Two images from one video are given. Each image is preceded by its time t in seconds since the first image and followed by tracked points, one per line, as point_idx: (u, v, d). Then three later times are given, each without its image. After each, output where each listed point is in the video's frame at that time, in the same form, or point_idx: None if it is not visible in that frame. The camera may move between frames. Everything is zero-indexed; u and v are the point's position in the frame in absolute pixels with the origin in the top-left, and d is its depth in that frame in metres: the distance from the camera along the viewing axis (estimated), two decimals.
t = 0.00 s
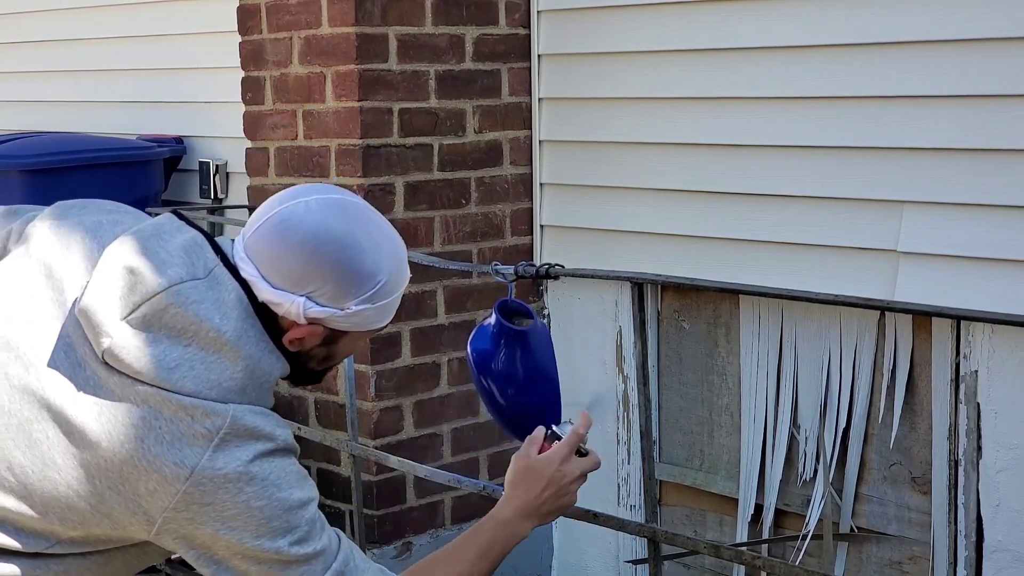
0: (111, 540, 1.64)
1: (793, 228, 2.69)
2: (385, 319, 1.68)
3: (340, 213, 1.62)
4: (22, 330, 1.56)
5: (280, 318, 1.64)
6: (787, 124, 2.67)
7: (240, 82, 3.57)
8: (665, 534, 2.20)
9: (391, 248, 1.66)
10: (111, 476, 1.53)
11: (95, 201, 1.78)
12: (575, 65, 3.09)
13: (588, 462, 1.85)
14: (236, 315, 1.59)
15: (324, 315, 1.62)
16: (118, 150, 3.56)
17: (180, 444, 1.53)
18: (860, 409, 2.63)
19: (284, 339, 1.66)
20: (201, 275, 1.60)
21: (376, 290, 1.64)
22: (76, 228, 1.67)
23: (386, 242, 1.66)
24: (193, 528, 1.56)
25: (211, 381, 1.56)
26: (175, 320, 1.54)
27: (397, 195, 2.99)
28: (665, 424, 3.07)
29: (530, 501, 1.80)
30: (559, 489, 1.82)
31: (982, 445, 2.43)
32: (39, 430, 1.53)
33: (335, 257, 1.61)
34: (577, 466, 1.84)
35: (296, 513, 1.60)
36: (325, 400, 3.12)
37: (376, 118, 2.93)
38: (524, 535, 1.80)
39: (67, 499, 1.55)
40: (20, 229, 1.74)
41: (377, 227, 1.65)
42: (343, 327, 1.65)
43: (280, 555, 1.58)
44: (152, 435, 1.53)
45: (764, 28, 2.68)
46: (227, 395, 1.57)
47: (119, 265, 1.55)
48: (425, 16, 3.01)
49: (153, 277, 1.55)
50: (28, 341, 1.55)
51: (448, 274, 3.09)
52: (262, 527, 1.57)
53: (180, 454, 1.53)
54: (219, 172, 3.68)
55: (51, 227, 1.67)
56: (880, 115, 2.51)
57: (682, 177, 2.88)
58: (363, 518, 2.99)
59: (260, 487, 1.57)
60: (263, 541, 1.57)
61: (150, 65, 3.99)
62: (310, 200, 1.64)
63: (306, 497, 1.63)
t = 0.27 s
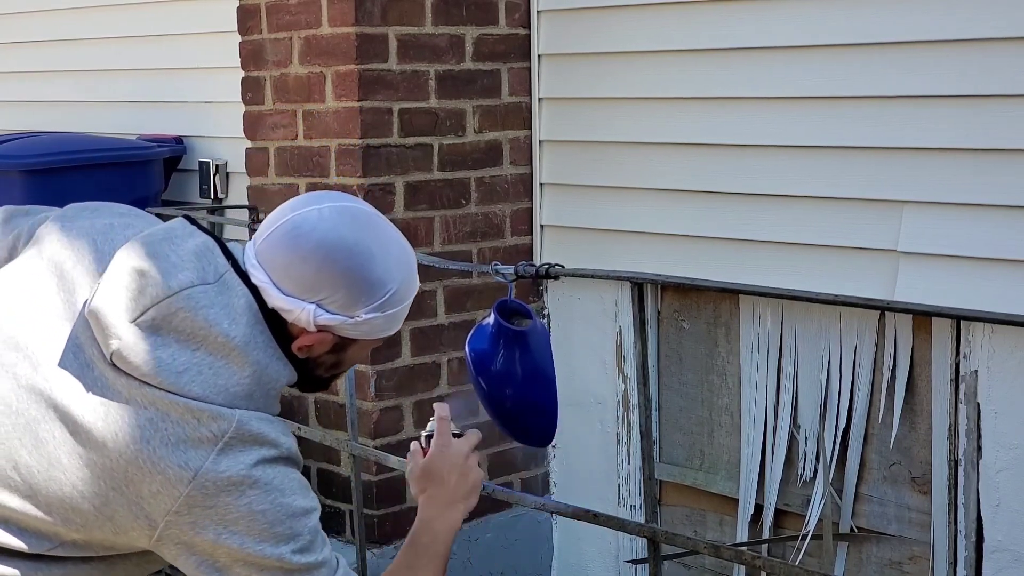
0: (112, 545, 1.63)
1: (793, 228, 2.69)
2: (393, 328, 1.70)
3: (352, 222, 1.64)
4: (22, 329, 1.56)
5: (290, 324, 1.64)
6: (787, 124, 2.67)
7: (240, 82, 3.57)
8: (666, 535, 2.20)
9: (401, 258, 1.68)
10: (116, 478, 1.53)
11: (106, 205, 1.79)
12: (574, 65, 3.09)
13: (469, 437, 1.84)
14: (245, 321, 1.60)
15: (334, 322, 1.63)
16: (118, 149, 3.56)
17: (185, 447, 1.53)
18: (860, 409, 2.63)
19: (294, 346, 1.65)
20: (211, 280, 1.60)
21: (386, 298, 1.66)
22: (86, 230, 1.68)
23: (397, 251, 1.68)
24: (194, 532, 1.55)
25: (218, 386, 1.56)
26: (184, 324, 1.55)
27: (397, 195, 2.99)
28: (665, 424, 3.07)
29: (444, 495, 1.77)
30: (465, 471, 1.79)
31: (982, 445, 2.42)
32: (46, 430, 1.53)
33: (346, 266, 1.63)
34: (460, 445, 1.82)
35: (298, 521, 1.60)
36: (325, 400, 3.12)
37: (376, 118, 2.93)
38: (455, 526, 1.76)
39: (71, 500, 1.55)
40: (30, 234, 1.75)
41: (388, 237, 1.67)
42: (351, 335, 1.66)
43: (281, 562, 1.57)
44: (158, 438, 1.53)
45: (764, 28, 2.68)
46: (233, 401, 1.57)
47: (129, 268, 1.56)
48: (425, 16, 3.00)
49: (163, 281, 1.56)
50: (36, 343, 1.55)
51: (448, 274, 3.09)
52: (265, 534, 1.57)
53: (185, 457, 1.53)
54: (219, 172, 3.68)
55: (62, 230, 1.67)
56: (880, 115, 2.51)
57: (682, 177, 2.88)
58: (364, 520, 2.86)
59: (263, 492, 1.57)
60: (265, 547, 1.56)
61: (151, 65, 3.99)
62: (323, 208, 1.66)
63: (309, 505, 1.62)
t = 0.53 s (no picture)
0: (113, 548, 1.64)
1: (793, 228, 2.69)
2: (396, 339, 1.69)
3: (356, 233, 1.63)
4: (23, 329, 1.56)
5: (292, 335, 1.64)
6: (787, 124, 2.67)
7: (241, 83, 3.57)
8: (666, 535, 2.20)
9: (406, 270, 1.68)
10: (121, 484, 1.54)
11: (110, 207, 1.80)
12: (574, 65, 3.09)
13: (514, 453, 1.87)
14: (250, 331, 1.60)
15: (338, 334, 1.63)
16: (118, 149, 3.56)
17: (189, 455, 1.54)
18: (860, 409, 2.63)
19: (296, 356, 1.66)
20: (216, 289, 1.61)
21: (390, 310, 1.65)
22: (92, 233, 1.68)
23: (402, 262, 1.67)
24: (197, 538, 1.57)
25: (222, 395, 1.57)
26: (189, 334, 1.55)
27: (397, 195, 2.99)
28: (665, 423, 3.07)
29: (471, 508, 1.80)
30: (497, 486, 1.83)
31: (982, 444, 2.43)
32: (51, 436, 1.53)
33: (350, 277, 1.62)
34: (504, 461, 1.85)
35: (300, 529, 1.62)
36: (325, 400, 3.12)
37: (376, 118, 2.93)
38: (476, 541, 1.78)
39: (75, 505, 1.55)
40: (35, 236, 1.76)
41: (393, 248, 1.66)
42: (355, 346, 1.66)
43: (282, 570, 1.60)
44: (162, 445, 1.54)
45: (764, 28, 2.68)
46: (237, 409, 1.58)
47: (134, 275, 1.56)
48: (425, 16, 3.01)
49: (169, 289, 1.56)
50: (41, 349, 1.55)
51: (448, 274, 3.09)
52: (267, 542, 1.58)
53: (190, 465, 1.54)
54: (219, 172, 3.68)
55: (67, 232, 1.68)
56: (880, 115, 2.51)
57: (682, 177, 2.88)
58: (364, 520, 2.86)
59: (266, 501, 1.58)
60: (268, 555, 1.58)
61: (151, 65, 3.99)
62: (328, 218, 1.65)
63: (311, 513, 1.64)
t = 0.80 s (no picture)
0: (117, 550, 1.65)
1: (793, 228, 2.69)
2: (396, 346, 1.69)
3: (360, 241, 1.64)
4: (22, 329, 1.58)
5: (293, 340, 1.65)
6: (787, 124, 2.67)
7: (240, 82, 3.57)
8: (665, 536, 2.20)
9: (408, 278, 1.68)
10: (122, 487, 1.54)
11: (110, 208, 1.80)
12: (574, 64, 3.09)
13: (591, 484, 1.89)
14: (252, 335, 1.61)
15: (338, 340, 1.64)
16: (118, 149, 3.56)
17: (191, 458, 1.54)
18: (860, 409, 2.63)
19: (296, 361, 1.67)
20: (218, 293, 1.61)
21: (391, 318, 1.65)
22: (93, 235, 1.69)
23: (404, 271, 1.67)
24: (198, 540, 1.57)
25: (224, 400, 1.57)
26: (192, 338, 1.56)
27: (397, 196, 2.99)
28: (665, 424, 3.07)
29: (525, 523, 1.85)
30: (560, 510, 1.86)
31: (982, 445, 2.42)
32: (52, 438, 1.54)
33: (352, 284, 1.62)
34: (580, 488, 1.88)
35: (301, 533, 1.62)
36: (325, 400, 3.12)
37: (376, 118, 2.93)
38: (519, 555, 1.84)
39: (76, 507, 1.56)
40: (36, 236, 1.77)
41: (396, 256, 1.66)
42: (355, 352, 1.66)
43: (282, 573, 1.60)
44: (164, 448, 1.54)
45: (764, 28, 2.68)
46: (239, 413, 1.59)
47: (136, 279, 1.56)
48: (424, 16, 3.01)
49: (171, 293, 1.56)
50: (42, 352, 1.56)
51: (448, 274, 3.08)
52: (268, 545, 1.59)
53: (192, 468, 1.54)
54: (219, 172, 3.67)
55: (69, 233, 1.69)
56: (880, 116, 2.51)
57: (681, 177, 2.88)
58: (364, 520, 2.85)
59: (268, 505, 1.58)
60: (268, 558, 1.59)
61: (150, 64, 3.99)
62: (331, 226, 1.65)
63: (311, 517, 1.65)
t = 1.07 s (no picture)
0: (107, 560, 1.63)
1: (793, 228, 2.69)
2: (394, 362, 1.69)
3: (361, 257, 1.63)
4: (21, 330, 1.57)
5: (292, 354, 1.64)
6: (787, 124, 2.67)
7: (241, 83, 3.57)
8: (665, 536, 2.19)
9: (409, 294, 1.67)
10: (117, 496, 1.53)
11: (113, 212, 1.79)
12: (574, 64, 3.09)
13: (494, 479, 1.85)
14: (251, 349, 1.60)
15: (338, 355, 1.63)
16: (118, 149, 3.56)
17: (187, 469, 1.54)
18: (860, 409, 2.63)
19: (295, 375, 1.66)
20: (219, 304, 1.60)
21: (391, 334, 1.65)
22: (94, 239, 1.68)
23: (404, 287, 1.67)
24: (189, 553, 1.56)
25: (220, 413, 1.57)
26: (191, 350, 1.55)
27: (397, 195, 2.99)
28: (665, 424, 3.07)
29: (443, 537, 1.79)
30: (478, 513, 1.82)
31: (982, 444, 2.42)
32: (49, 445, 1.52)
33: (352, 301, 1.62)
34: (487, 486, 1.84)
35: (291, 550, 1.62)
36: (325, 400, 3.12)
37: (376, 118, 2.94)
38: (455, 566, 1.78)
39: (70, 515, 1.55)
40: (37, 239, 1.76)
41: (397, 273, 1.66)
42: (354, 368, 1.66)
43: None
44: (160, 459, 1.53)
45: (764, 28, 2.68)
46: (234, 427, 1.58)
47: (137, 290, 1.55)
48: (424, 16, 3.01)
49: (172, 304, 1.56)
50: (42, 359, 1.55)
51: (448, 274, 3.08)
52: (256, 561, 1.58)
53: (186, 479, 1.54)
54: (220, 172, 3.67)
55: (70, 238, 1.67)
56: (880, 116, 2.51)
57: (682, 177, 2.88)
58: (364, 520, 2.82)
59: (260, 520, 1.58)
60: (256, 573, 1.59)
61: (151, 65, 3.99)
62: (333, 241, 1.65)
63: (301, 533, 1.65)
